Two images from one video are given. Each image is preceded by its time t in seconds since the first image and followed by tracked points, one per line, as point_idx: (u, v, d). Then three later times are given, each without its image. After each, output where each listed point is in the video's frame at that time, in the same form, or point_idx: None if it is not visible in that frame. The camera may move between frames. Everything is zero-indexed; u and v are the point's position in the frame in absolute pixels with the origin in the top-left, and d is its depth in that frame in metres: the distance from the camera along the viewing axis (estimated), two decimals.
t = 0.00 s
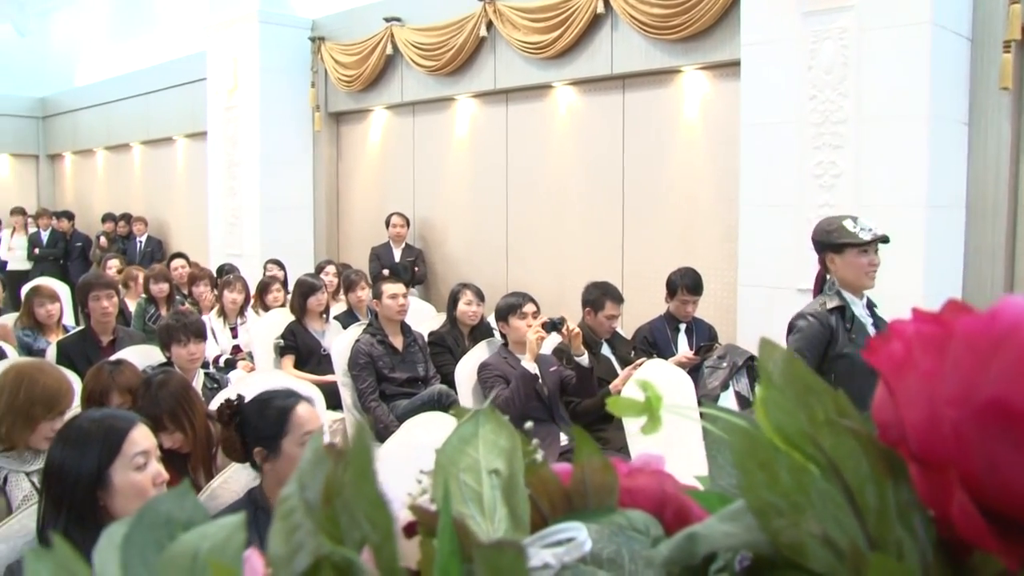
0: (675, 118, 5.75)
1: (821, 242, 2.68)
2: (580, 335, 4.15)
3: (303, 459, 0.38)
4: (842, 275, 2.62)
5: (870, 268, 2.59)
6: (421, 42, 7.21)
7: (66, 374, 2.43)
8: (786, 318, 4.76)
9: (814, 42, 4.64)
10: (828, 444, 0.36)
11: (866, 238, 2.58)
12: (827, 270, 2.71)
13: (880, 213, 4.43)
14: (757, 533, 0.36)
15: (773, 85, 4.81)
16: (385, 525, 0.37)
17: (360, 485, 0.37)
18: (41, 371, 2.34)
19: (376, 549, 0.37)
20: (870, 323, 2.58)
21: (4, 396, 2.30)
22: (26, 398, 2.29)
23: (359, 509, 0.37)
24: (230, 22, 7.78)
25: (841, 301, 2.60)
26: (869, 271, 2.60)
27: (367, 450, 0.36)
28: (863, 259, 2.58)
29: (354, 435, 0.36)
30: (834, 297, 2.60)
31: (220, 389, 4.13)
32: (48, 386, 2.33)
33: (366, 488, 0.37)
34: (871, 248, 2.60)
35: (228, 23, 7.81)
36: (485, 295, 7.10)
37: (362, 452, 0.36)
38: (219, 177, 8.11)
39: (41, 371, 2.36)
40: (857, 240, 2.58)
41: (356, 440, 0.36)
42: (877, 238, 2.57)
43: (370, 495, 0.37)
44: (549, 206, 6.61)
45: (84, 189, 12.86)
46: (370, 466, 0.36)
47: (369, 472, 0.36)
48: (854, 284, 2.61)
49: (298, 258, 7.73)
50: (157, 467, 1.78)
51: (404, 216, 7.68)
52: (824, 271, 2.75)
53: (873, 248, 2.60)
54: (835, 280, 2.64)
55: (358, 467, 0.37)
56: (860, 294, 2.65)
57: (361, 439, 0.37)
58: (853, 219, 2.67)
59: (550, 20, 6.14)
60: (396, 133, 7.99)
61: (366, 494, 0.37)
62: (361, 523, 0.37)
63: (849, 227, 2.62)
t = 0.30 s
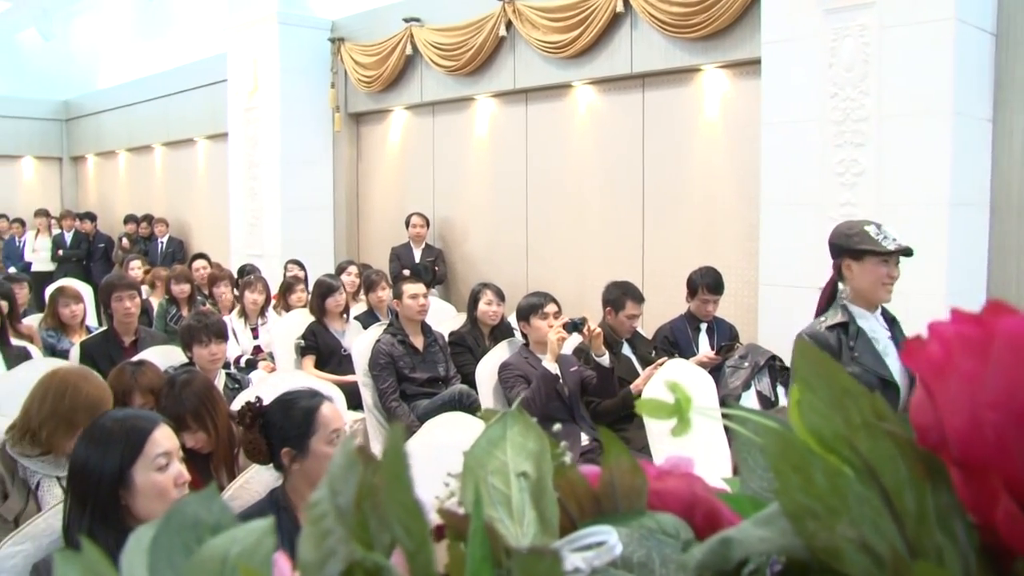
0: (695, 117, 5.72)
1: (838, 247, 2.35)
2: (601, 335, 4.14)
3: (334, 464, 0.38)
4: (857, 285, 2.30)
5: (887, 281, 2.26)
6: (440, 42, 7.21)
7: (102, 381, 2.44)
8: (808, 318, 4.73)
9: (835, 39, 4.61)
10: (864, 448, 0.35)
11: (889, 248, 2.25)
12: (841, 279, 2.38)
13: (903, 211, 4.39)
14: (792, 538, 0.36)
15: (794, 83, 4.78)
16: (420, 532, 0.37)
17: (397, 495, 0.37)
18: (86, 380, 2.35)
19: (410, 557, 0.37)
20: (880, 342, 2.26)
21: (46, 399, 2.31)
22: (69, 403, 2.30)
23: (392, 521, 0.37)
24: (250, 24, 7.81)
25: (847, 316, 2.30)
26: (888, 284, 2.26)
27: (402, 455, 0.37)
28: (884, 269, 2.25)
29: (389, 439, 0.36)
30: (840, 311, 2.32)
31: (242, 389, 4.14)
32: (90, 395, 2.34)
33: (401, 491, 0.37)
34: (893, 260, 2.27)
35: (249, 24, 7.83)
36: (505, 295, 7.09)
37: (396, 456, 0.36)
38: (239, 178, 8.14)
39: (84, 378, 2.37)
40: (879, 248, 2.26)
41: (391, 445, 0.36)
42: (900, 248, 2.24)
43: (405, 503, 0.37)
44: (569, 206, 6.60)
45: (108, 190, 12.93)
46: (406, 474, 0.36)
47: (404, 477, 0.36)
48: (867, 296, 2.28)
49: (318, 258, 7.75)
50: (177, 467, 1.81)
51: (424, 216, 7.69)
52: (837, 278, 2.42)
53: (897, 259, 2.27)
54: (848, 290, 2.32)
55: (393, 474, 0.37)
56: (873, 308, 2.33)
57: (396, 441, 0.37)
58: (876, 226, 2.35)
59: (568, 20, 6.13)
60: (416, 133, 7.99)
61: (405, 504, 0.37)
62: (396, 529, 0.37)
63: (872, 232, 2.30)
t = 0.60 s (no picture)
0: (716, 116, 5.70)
1: (918, 246, 2.11)
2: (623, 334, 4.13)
3: (368, 468, 0.39)
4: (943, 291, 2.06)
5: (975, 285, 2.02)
6: (460, 43, 7.21)
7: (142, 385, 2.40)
8: (831, 317, 4.70)
9: (857, 36, 4.58)
10: (904, 448, 0.35)
11: (976, 249, 1.98)
12: (921, 285, 2.14)
13: (927, 209, 4.36)
14: (832, 540, 0.35)
15: (816, 81, 4.76)
16: (463, 538, 0.37)
17: (436, 501, 0.37)
18: (131, 386, 2.31)
19: (447, 563, 0.37)
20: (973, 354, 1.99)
21: (92, 404, 2.28)
22: (114, 409, 2.27)
23: (432, 524, 0.37)
24: (271, 27, 7.83)
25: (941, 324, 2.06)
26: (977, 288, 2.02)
27: (442, 457, 0.37)
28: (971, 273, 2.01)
29: (429, 441, 0.37)
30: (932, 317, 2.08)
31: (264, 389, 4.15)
32: (136, 401, 2.31)
33: (441, 496, 0.37)
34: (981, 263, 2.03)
35: (269, 27, 7.85)
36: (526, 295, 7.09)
37: (436, 459, 0.37)
38: (261, 180, 8.17)
39: (129, 384, 2.33)
40: (967, 248, 2.00)
41: (430, 448, 0.37)
42: (990, 250, 1.97)
43: (443, 506, 0.37)
44: (590, 206, 6.58)
45: (130, 192, 12.98)
46: (448, 476, 0.37)
47: (444, 480, 0.37)
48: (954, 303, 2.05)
49: (339, 259, 7.77)
50: (200, 468, 1.85)
51: (445, 216, 7.70)
52: (914, 283, 2.19)
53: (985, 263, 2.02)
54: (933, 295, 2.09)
55: (433, 478, 0.37)
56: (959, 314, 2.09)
57: (435, 442, 0.37)
58: (961, 226, 2.09)
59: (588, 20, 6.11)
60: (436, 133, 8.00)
61: (450, 510, 0.37)
62: (433, 534, 0.37)
63: (958, 231, 2.04)
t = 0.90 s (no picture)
0: (746, 117, 5.67)
1: None
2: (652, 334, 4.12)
3: (421, 474, 0.41)
4: None
5: None
6: (488, 44, 7.22)
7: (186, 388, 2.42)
8: (861, 319, 4.67)
9: (889, 36, 4.54)
10: (962, 456, 0.36)
11: None
12: None
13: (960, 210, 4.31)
14: (886, 546, 0.36)
15: (847, 80, 4.72)
16: (522, 545, 0.40)
17: (494, 511, 0.41)
18: (178, 387, 2.33)
19: (508, 571, 0.41)
20: None
21: (140, 405, 2.30)
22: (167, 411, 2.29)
23: (487, 528, 0.41)
24: (300, 28, 7.86)
25: None
26: None
27: (504, 468, 0.40)
28: None
29: (488, 451, 0.39)
30: None
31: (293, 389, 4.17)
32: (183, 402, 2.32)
33: (503, 505, 0.40)
34: None
35: (299, 28, 7.88)
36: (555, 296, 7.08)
37: (497, 469, 0.40)
38: (290, 181, 8.21)
39: (175, 389, 2.34)
40: None
41: (490, 456, 0.39)
42: None
43: (501, 517, 0.41)
44: (619, 207, 6.56)
45: (161, 193, 13.09)
46: (508, 487, 0.40)
47: (506, 489, 0.40)
48: None
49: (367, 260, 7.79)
50: (230, 467, 1.85)
51: (474, 217, 7.71)
52: None
53: None
54: None
55: (492, 488, 0.40)
56: None
57: (494, 452, 0.40)
58: None
59: (617, 21, 6.10)
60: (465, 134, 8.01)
61: (510, 514, 0.40)
62: (489, 538, 0.41)
63: None
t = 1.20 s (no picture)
0: (771, 118, 5.64)
1: None
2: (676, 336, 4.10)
3: (465, 482, 0.43)
4: None
5: None
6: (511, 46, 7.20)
7: (216, 393, 2.45)
8: (887, 320, 4.64)
9: (915, 35, 4.48)
10: (1017, 466, 0.36)
11: None
12: None
13: (986, 211, 4.26)
14: (935, 554, 0.36)
15: (873, 80, 4.67)
16: (579, 556, 0.39)
17: (544, 520, 0.40)
18: (213, 392, 2.39)
19: None
20: None
21: (176, 407, 2.33)
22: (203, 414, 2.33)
23: (540, 540, 0.40)
24: (323, 32, 7.86)
25: None
26: None
27: (555, 472, 0.39)
28: None
29: (540, 456, 0.38)
30: None
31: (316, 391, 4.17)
32: (217, 405, 2.38)
33: (554, 515, 0.39)
34: None
35: (321, 32, 7.88)
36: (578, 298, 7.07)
37: (548, 472, 0.39)
38: (313, 184, 8.22)
39: (207, 393, 2.39)
40: None
41: (541, 461, 0.39)
42: None
43: (553, 526, 0.40)
44: (642, 209, 6.54)
45: (185, 196, 13.12)
46: (562, 494, 0.39)
47: (557, 499, 0.39)
48: None
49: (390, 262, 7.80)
50: (251, 469, 1.86)
51: (496, 219, 7.70)
52: None
53: None
54: None
55: (543, 496, 0.39)
56: None
57: (544, 459, 0.39)
58: None
59: (640, 22, 6.08)
60: (488, 136, 7.99)
61: (565, 521, 0.39)
62: (541, 551, 0.40)
63: None
